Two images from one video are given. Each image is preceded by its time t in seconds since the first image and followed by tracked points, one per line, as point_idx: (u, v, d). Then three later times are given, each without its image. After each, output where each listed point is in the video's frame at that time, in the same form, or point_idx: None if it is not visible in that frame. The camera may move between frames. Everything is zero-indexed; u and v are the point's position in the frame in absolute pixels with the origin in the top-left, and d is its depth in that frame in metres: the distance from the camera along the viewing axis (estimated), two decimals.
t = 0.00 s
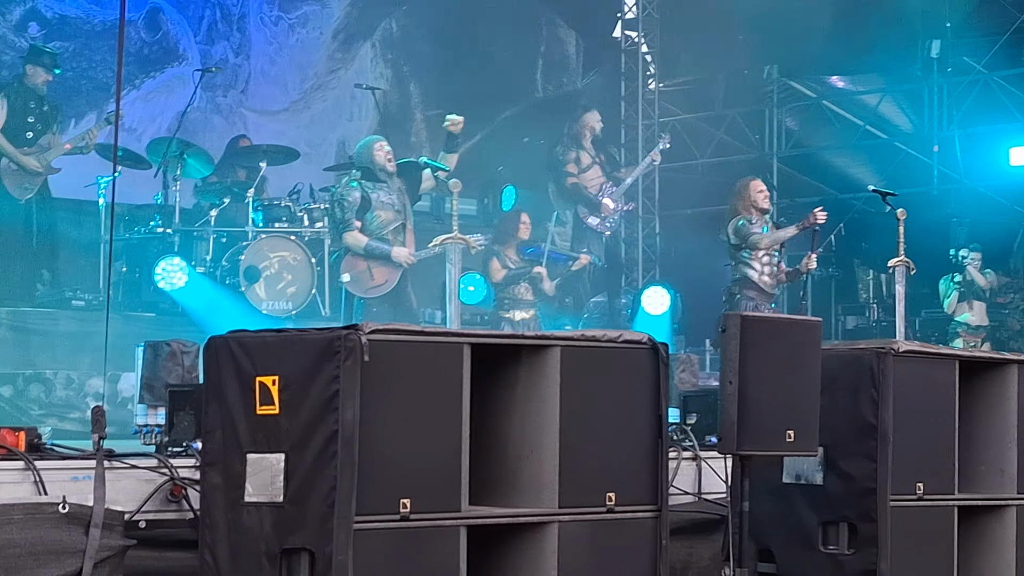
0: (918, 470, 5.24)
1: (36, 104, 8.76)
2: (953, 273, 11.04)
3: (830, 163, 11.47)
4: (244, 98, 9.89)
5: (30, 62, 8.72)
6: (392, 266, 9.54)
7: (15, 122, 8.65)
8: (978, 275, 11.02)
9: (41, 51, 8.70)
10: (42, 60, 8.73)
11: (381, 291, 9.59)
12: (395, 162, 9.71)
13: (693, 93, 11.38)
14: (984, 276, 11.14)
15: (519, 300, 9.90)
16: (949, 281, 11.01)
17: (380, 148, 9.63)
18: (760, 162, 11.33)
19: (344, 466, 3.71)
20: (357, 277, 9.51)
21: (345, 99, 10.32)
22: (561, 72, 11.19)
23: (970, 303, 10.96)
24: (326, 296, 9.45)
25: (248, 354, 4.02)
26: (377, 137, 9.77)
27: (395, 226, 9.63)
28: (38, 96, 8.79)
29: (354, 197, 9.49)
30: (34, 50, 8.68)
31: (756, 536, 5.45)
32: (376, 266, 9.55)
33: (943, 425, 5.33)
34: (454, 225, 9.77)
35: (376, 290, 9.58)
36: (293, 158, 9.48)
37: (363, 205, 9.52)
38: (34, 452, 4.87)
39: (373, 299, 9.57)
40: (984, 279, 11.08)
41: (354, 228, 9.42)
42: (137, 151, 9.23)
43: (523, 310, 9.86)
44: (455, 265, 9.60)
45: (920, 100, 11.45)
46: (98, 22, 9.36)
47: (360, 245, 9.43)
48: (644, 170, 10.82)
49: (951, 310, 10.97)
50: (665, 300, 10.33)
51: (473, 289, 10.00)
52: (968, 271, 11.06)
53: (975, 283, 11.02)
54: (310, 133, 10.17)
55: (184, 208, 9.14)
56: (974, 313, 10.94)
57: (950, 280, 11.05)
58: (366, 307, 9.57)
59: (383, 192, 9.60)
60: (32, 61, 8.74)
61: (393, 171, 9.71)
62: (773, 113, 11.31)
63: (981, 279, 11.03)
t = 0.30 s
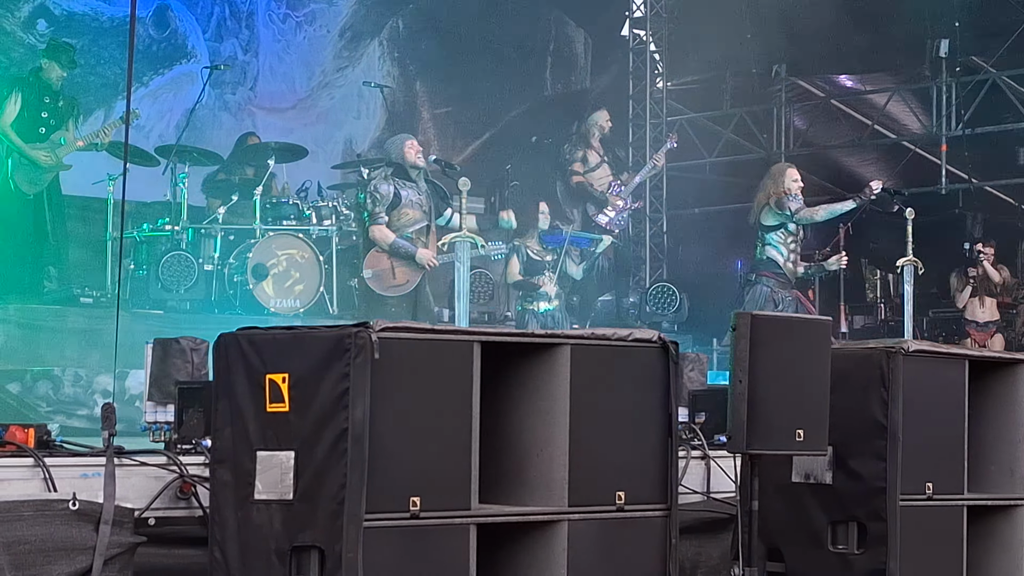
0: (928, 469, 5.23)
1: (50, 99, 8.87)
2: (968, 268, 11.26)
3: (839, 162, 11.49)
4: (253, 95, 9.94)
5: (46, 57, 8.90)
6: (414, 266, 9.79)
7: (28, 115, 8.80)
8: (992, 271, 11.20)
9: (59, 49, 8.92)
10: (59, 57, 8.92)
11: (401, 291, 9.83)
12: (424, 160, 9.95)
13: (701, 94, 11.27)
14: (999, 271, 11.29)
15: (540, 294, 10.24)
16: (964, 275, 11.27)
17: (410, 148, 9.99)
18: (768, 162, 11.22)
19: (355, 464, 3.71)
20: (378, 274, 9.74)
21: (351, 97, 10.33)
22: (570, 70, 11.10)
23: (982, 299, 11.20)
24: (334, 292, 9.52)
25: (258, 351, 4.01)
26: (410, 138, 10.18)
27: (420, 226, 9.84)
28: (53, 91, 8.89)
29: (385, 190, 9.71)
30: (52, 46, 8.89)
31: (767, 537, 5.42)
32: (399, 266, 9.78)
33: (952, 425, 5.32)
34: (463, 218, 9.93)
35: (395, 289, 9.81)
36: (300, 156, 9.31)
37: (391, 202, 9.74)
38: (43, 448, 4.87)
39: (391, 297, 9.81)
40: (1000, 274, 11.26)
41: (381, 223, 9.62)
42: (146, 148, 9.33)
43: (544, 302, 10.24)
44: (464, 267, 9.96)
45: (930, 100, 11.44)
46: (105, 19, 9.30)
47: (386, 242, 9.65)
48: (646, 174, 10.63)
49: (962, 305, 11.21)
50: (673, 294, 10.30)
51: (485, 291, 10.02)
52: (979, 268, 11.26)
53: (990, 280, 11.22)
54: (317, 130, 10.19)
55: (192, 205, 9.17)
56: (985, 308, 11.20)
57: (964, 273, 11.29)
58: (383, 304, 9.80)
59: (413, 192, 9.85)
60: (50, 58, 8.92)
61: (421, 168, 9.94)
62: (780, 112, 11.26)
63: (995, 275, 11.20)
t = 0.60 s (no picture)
0: (934, 469, 5.21)
1: (44, 95, 8.67)
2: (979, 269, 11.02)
3: (845, 161, 11.52)
4: (259, 93, 9.94)
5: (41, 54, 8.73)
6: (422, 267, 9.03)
7: (24, 115, 8.60)
8: (1003, 273, 10.91)
9: (52, 45, 8.75)
10: (53, 53, 8.76)
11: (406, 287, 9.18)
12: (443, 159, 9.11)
13: (703, 92, 11.54)
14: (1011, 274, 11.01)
15: (556, 291, 9.96)
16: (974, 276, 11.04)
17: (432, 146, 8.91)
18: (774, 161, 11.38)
19: (360, 461, 3.70)
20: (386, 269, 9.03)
21: (358, 94, 10.32)
22: (575, 70, 11.07)
23: (992, 302, 10.88)
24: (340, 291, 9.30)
25: (264, 348, 4.01)
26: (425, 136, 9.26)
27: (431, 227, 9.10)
28: (47, 88, 8.70)
29: (401, 185, 8.94)
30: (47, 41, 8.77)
31: (772, 535, 5.44)
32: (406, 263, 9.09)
33: (958, 424, 5.31)
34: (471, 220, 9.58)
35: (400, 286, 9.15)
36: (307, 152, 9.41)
37: (406, 197, 8.98)
38: (49, 445, 4.88)
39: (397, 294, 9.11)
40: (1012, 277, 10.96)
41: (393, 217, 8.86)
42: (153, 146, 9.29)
43: (560, 301, 9.97)
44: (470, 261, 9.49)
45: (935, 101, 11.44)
46: (112, 15, 9.36)
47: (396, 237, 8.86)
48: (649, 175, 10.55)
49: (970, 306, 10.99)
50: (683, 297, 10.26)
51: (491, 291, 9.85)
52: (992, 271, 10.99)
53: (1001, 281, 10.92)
54: (321, 129, 10.21)
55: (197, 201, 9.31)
56: (994, 312, 10.87)
57: (975, 275, 11.07)
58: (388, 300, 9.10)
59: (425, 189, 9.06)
60: (43, 55, 8.78)
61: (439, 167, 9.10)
62: (786, 112, 11.37)
63: (1007, 278, 10.91)
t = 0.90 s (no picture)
0: (934, 473, 5.21)
1: (26, 92, 8.70)
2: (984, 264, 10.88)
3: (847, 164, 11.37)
4: (260, 93, 9.90)
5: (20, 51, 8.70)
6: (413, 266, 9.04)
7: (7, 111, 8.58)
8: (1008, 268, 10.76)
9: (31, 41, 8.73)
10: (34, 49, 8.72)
11: (400, 289, 9.21)
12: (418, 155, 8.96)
13: (705, 95, 11.48)
14: (1017, 268, 10.88)
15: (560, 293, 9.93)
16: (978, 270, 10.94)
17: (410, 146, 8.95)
18: (774, 163, 11.49)
19: (360, 464, 3.71)
20: (376, 275, 9.13)
21: (359, 96, 10.25)
22: (575, 72, 10.94)
23: (997, 298, 10.86)
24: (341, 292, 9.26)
25: (265, 349, 4.02)
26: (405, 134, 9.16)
27: (416, 225, 9.14)
28: (28, 84, 8.71)
29: (378, 189, 8.97)
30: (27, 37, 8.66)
31: (772, 539, 5.44)
32: (395, 265, 9.11)
33: (958, 427, 5.31)
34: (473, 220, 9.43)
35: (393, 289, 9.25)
36: (308, 155, 9.41)
37: (386, 200, 9.00)
38: (49, 445, 4.88)
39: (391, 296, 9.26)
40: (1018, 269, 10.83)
41: (376, 224, 8.93)
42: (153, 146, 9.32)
43: (566, 302, 9.92)
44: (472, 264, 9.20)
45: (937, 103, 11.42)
46: (115, 16, 9.34)
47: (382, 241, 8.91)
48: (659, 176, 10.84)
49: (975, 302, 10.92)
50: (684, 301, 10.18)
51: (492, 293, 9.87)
52: (998, 266, 10.82)
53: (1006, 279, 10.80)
54: (323, 130, 10.13)
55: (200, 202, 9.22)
56: (1000, 308, 10.87)
57: (979, 272, 10.92)
58: (385, 305, 9.24)
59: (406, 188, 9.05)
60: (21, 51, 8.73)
61: (417, 164, 9.06)
62: (787, 115, 11.42)
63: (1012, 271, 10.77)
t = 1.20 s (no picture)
0: (930, 474, 5.22)
1: (21, 90, 8.63)
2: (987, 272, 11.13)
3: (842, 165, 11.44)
4: (257, 93, 9.75)
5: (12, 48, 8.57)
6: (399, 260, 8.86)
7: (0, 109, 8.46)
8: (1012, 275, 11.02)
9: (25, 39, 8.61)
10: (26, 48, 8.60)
11: (386, 286, 8.92)
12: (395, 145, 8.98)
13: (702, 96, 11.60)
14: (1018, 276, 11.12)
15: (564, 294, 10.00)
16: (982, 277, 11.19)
17: (387, 139, 8.97)
18: (774, 164, 11.32)
19: (357, 464, 3.72)
20: (363, 271, 8.86)
21: (359, 95, 10.16)
22: (573, 73, 11.04)
23: (1001, 304, 11.14)
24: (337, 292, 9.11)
25: (261, 349, 4.02)
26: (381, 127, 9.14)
27: (399, 217, 8.97)
28: (22, 83, 8.64)
29: (360, 185, 8.83)
30: (19, 36, 8.55)
31: (766, 539, 5.43)
32: (382, 259, 8.90)
33: (954, 428, 5.31)
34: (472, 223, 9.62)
35: (382, 285, 8.90)
36: (305, 153, 9.40)
37: (366, 194, 8.85)
38: (46, 445, 4.88)
39: (379, 293, 8.86)
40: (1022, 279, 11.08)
41: (360, 218, 8.78)
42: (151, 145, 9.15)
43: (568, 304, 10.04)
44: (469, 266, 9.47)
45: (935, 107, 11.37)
46: (113, 15, 9.14)
47: (367, 237, 8.77)
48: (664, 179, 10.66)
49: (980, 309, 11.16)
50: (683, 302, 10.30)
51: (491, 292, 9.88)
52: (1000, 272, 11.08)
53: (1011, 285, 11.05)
54: (321, 129, 10.01)
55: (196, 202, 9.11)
56: (1004, 314, 11.15)
57: (983, 276, 11.21)
58: (369, 303, 8.85)
59: (385, 181, 8.94)
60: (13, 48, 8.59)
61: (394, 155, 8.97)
62: (785, 115, 11.31)
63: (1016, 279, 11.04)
